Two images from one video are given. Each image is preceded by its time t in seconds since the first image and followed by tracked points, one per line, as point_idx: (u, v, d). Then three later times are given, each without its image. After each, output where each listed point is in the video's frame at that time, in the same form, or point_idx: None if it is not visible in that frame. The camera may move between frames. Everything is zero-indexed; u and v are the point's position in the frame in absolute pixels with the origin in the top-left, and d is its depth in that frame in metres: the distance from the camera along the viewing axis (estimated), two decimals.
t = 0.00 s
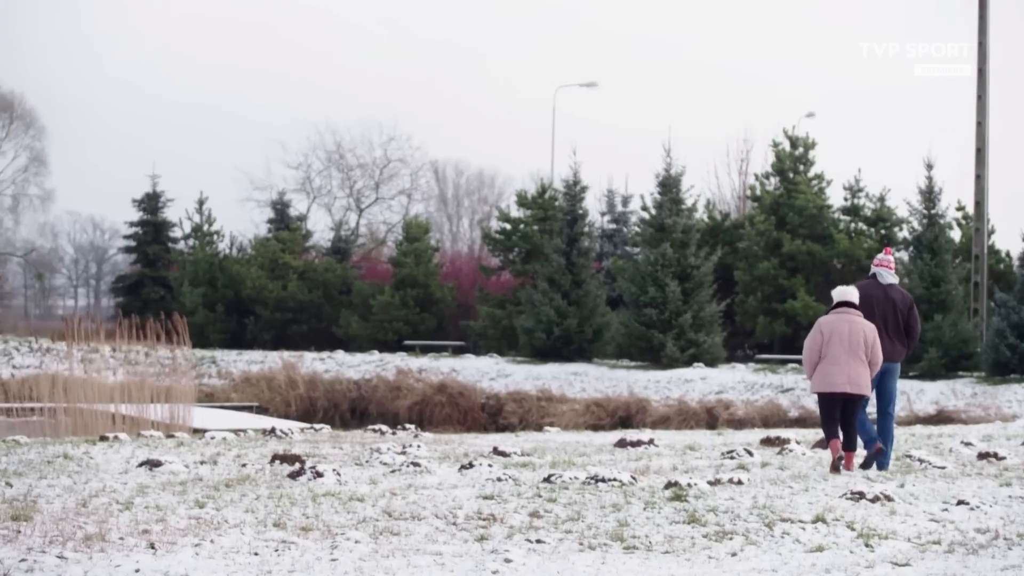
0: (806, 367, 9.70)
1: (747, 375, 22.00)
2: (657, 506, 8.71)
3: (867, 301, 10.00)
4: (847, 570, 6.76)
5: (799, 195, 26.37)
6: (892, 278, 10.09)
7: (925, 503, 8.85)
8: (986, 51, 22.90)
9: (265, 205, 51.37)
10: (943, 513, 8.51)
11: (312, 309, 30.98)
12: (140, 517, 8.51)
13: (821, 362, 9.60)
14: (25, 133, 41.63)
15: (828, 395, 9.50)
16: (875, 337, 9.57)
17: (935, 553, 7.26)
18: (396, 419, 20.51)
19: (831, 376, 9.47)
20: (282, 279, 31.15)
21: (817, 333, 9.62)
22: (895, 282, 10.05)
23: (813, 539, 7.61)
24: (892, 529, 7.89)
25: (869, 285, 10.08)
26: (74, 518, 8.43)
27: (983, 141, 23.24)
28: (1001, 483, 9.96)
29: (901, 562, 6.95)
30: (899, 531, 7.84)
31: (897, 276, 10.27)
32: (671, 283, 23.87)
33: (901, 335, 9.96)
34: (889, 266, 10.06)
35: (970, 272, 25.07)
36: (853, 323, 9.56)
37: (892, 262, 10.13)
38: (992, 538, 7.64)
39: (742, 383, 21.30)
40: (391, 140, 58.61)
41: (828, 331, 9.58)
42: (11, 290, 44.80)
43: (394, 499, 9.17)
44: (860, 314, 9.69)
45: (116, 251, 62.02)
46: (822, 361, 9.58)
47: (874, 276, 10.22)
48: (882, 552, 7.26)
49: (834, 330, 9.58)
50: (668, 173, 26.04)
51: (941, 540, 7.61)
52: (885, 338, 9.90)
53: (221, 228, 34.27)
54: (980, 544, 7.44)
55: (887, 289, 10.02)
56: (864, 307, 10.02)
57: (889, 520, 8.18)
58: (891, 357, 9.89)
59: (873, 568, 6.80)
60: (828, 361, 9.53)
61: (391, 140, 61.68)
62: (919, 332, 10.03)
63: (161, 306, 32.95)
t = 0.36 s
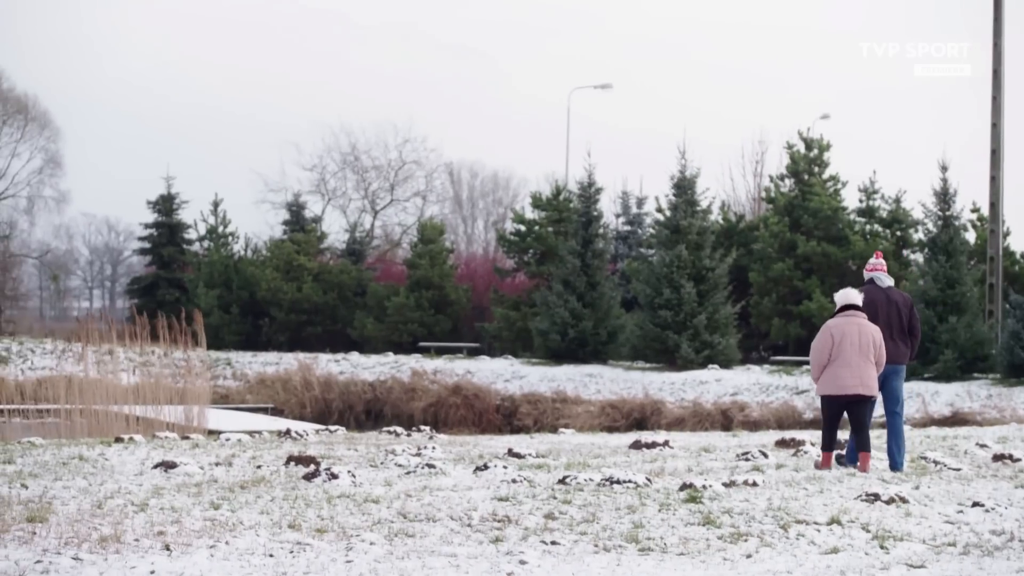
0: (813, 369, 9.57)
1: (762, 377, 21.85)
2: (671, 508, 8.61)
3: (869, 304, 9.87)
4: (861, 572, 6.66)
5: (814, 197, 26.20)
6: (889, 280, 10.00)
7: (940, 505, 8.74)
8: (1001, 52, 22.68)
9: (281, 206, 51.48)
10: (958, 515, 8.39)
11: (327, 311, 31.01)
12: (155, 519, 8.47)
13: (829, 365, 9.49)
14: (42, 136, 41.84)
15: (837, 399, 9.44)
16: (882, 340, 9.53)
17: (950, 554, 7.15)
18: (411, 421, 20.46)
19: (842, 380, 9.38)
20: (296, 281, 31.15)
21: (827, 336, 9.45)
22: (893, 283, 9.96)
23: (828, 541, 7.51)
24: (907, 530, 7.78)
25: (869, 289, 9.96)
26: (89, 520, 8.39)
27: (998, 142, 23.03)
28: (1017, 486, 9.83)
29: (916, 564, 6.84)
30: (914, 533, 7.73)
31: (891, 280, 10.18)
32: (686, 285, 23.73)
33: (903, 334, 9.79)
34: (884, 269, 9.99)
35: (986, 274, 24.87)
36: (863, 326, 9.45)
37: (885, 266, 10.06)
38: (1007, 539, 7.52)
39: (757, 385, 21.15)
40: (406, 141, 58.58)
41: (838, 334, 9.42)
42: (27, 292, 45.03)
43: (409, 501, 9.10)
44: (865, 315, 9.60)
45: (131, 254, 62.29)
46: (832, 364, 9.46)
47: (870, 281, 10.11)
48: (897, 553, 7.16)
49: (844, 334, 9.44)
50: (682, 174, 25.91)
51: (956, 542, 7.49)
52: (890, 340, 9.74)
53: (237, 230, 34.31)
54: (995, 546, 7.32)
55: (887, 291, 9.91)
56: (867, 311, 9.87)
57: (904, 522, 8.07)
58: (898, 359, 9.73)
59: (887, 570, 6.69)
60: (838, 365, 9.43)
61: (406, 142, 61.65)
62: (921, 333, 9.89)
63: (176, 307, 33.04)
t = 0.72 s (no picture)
0: (814, 371, 9.55)
1: (781, 378, 21.70)
2: (690, 509, 8.51)
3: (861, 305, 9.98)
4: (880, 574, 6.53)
5: (832, 198, 25.98)
6: (881, 280, 10.08)
7: (959, 507, 8.60)
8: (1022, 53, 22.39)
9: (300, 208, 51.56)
10: (977, 517, 8.25)
11: (346, 313, 31.03)
12: (173, 520, 8.42)
13: (828, 365, 9.48)
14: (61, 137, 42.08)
15: (838, 398, 9.39)
16: (879, 338, 9.52)
17: (970, 556, 7.02)
18: (429, 422, 20.39)
19: (841, 379, 9.36)
20: (315, 282, 31.17)
21: (822, 337, 9.49)
22: (884, 283, 10.03)
23: (847, 543, 7.39)
24: (926, 532, 7.65)
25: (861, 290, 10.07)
26: (108, 522, 8.37)
27: (1017, 144, 22.77)
28: None
29: (935, 565, 6.71)
30: (933, 534, 7.60)
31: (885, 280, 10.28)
32: (705, 286, 23.56)
33: (899, 334, 9.90)
34: (876, 270, 10.07)
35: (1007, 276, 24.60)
36: (856, 325, 9.48)
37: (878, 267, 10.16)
38: None
39: (776, 386, 20.99)
40: (424, 142, 58.52)
41: (832, 333, 9.47)
42: (48, 294, 45.28)
43: (428, 502, 9.04)
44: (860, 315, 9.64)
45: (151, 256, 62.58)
46: (830, 364, 9.45)
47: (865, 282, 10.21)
48: (916, 555, 7.03)
49: (838, 335, 9.48)
50: (701, 176, 25.74)
51: (976, 543, 7.36)
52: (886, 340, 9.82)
53: (256, 232, 34.34)
54: (1016, 548, 7.17)
55: (878, 290, 9.99)
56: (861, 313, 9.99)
57: (923, 524, 7.94)
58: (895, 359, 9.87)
59: (906, 572, 6.57)
60: (837, 364, 9.41)
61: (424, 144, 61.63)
62: (917, 330, 10.00)
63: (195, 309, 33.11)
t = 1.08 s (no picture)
0: (826, 371, 9.65)
1: (801, 380, 21.50)
2: (710, 511, 8.39)
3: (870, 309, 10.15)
4: None
5: (852, 199, 25.74)
6: (892, 287, 10.23)
7: (979, 509, 8.44)
8: None
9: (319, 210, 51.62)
10: (997, 519, 8.10)
11: (366, 314, 31.00)
12: (193, 521, 8.39)
13: (839, 367, 9.58)
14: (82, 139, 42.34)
15: (846, 399, 9.46)
16: (891, 346, 9.63)
17: (990, 557, 6.87)
18: (449, 423, 20.31)
19: (851, 381, 9.43)
20: (335, 283, 31.17)
21: (836, 338, 9.61)
22: (895, 290, 10.18)
23: (867, 544, 7.26)
24: (946, 533, 7.50)
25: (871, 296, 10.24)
26: (128, 523, 8.33)
27: None
28: None
29: (956, 567, 6.58)
30: (952, 536, 7.46)
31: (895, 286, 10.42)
32: (725, 287, 23.37)
33: (907, 341, 10.06)
34: (888, 276, 10.22)
35: None
36: (870, 331, 9.59)
37: (890, 273, 10.29)
38: None
39: (796, 388, 20.79)
40: (443, 143, 58.49)
41: (846, 336, 9.58)
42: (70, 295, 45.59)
43: (448, 504, 8.96)
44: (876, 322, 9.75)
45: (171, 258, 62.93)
46: (841, 366, 9.55)
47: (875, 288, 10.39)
48: (936, 557, 6.89)
49: (852, 339, 9.59)
50: (721, 177, 25.58)
51: (996, 545, 7.20)
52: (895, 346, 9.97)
53: (275, 233, 34.37)
54: None
55: (888, 297, 10.15)
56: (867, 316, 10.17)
57: (942, 525, 7.79)
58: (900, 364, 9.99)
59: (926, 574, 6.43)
60: (848, 366, 9.50)
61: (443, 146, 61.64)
62: (922, 338, 10.16)
63: (215, 310, 33.17)
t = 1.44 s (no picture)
0: (836, 372, 9.67)
1: (818, 381, 21.33)
2: (726, 512, 8.30)
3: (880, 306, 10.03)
4: None
5: (868, 200, 25.54)
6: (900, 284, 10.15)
7: (997, 510, 8.32)
8: None
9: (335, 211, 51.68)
10: (1016, 520, 7.97)
11: (382, 315, 30.98)
12: (209, 522, 8.35)
13: (849, 367, 9.58)
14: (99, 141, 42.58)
15: (855, 400, 9.48)
16: (902, 345, 9.53)
17: (1008, 559, 6.76)
18: (465, 424, 20.24)
19: (859, 383, 9.43)
20: (351, 284, 31.18)
21: (845, 339, 9.60)
22: (904, 287, 10.09)
23: (884, 545, 7.15)
24: (963, 535, 7.39)
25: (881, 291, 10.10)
26: (145, 524, 8.31)
27: None
28: None
29: (974, 568, 6.48)
30: (970, 537, 7.34)
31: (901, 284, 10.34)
32: (742, 289, 23.22)
33: (915, 338, 10.05)
34: (894, 274, 10.16)
35: None
36: (881, 331, 9.53)
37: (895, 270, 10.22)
38: None
39: (812, 389, 20.62)
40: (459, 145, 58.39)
41: (856, 336, 9.56)
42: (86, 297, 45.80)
43: (463, 505, 8.89)
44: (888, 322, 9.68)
45: (187, 259, 63.17)
46: (851, 367, 9.54)
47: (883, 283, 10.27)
48: (953, 558, 6.78)
49: (862, 339, 9.56)
50: (737, 177, 25.43)
51: (1014, 547, 7.08)
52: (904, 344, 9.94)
53: (292, 234, 34.40)
54: None
55: (899, 294, 10.02)
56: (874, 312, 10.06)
57: (959, 527, 7.68)
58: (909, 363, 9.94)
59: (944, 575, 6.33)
60: (856, 367, 9.49)
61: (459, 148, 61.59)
62: (929, 335, 10.16)
63: (231, 311, 33.24)
